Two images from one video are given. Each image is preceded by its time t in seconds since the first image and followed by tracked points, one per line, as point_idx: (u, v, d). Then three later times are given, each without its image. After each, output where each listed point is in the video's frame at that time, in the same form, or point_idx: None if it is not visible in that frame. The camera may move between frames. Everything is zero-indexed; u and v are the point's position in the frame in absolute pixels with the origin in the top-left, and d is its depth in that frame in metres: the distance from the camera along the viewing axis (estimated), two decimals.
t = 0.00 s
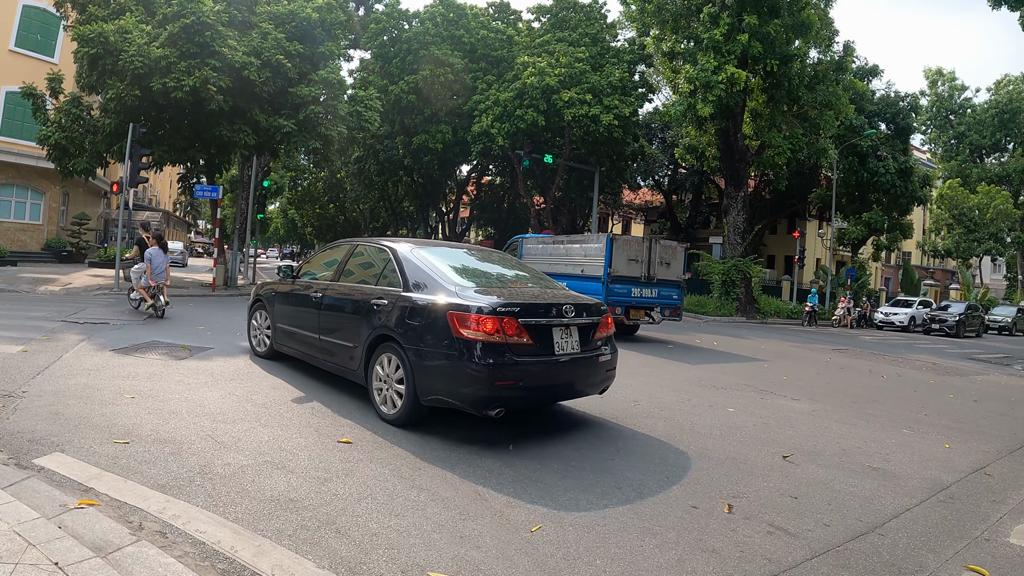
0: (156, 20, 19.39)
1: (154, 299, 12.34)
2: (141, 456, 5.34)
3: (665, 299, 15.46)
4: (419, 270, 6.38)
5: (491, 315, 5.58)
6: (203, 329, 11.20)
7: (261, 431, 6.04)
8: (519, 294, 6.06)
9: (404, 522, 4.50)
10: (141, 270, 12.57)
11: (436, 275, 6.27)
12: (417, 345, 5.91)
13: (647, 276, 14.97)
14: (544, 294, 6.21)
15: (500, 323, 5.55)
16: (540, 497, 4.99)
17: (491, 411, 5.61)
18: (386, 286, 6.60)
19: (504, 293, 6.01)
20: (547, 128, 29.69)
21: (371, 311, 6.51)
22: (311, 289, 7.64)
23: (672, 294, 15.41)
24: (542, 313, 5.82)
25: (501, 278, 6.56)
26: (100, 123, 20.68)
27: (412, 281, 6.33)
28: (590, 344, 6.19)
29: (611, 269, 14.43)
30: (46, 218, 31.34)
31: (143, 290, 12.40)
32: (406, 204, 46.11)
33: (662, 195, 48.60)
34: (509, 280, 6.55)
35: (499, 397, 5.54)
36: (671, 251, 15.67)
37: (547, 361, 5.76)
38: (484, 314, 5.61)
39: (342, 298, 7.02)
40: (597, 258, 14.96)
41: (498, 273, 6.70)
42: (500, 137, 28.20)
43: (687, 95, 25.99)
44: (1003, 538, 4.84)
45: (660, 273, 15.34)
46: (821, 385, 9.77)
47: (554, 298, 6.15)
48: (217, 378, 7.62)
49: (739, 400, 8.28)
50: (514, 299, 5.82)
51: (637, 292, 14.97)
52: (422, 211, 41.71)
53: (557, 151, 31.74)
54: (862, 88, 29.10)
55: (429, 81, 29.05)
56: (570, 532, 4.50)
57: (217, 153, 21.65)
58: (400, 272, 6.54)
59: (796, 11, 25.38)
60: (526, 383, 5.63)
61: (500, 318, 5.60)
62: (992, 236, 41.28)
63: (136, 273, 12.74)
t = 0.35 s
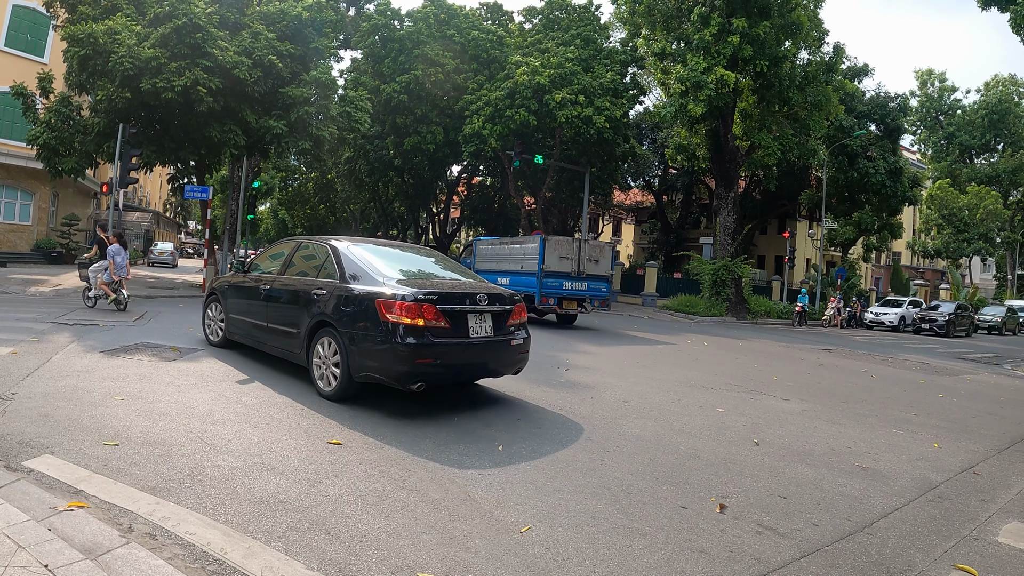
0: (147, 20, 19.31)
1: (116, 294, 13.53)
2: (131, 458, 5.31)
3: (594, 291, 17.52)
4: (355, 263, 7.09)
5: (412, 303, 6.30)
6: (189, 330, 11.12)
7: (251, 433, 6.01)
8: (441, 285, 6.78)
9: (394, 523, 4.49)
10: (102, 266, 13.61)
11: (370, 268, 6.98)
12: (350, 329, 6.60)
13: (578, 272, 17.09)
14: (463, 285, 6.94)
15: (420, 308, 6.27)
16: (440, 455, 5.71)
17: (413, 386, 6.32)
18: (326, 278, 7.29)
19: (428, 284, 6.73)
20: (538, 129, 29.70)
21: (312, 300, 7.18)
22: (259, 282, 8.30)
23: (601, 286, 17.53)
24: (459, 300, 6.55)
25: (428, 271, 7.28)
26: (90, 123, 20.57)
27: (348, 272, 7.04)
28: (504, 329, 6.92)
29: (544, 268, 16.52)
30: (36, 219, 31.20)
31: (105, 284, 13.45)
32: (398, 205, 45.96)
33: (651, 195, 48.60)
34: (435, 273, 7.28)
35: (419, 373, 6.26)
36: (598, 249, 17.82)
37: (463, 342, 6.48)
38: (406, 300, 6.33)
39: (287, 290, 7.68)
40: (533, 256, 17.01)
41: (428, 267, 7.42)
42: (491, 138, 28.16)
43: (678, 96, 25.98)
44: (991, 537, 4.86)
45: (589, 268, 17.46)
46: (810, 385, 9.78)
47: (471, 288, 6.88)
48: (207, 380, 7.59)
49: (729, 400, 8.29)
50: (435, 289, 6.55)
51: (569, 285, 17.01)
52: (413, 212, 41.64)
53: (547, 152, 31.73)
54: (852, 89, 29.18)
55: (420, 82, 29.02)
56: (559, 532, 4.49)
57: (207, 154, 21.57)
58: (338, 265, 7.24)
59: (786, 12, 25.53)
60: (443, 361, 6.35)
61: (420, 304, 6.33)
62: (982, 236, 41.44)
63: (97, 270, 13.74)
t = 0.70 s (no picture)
0: (137, 19, 19.23)
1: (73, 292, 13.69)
2: (120, 459, 5.28)
3: (533, 285, 20.63)
4: (297, 257, 7.74)
5: (346, 293, 6.98)
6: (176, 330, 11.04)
7: (241, 433, 6.00)
8: (374, 278, 7.44)
9: (383, 523, 4.47)
10: (60, 266, 13.89)
11: (310, 262, 7.65)
12: (292, 316, 7.25)
13: (519, 269, 20.19)
14: (395, 277, 7.60)
15: (353, 298, 6.94)
16: (368, 425, 6.38)
17: (347, 367, 7.00)
18: (271, 272, 7.91)
19: (362, 277, 7.39)
20: (528, 128, 29.71)
21: (259, 291, 7.78)
22: (211, 276, 8.84)
23: (539, 280, 20.51)
24: (389, 292, 7.23)
25: (364, 265, 7.96)
26: (79, 123, 20.49)
27: (291, 265, 7.70)
28: (432, 317, 7.60)
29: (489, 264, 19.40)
30: (25, 219, 31.09)
31: (62, 282, 13.81)
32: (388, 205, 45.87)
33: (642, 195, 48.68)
34: (370, 266, 7.95)
35: (352, 356, 6.94)
36: (537, 249, 20.80)
37: (392, 329, 7.15)
38: (339, 291, 7.02)
39: (236, 283, 8.27)
40: (479, 256, 20.26)
41: (366, 261, 8.10)
42: (482, 139, 28.16)
43: (667, 95, 26.00)
44: (981, 535, 4.87)
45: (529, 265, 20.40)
46: (800, 384, 9.80)
47: (401, 281, 7.55)
48: (197, 381, 7.56)
49: (719, 399, 8.30)
50: (367, 281, 7.21)
51: (511, 280, 20.20)
52: (404, 212, 41.56)
53: (537, 152, 31.74)
54: (841, 89, 29.29)
55: (411, 81, 28.99)
56: (549, 531, 4.48)
57: (197, 154, 21.48)
58: (281, 259, 7.88)
59: (776, 12, 25.58)
60: (374, 345, 7.04)
61: (353, 294, 7.01)
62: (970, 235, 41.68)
63: (53, 271, 13.99)
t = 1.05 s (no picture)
0: (127, 18, 19.20)
1: (26, 290, 13.95)
2: (108, 460, 5.25)
3: (486, 282, 22.30)
4: (245, 251, 8.39)
5: (288, 285, 7.72)
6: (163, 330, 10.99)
7: (230, 433, 5.98)
8: (314, 271, 8.17)
9: (372, 523, 4.46)
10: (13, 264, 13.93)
11: (256, 256, 8.32)
12: (238, 306, 7.94)
13: (471, 268, 21.82)
14: (333, 271, 8.32)
15: (294, 289, 7.69)
16: (308, 399, 7.10)
17: (290, 352, 7.75)
18: (220, 266, 8.54)
19: (304, 271, 8.12)
20: (519, 128, 29.66)
21: (209, 284, 8.40)
22: (164, 271, 9.36)
23: (490, 277, 22.36)
24: (327, 284, 7.98)
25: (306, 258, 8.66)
26: (68, 122, 20.40)
27: (238, 260, 8.34)
28: (368, 308, 8.35)
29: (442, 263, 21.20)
30: (15, 218, 31.03)
31: (14, 280, 13.86)
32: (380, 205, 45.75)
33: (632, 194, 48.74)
34: (312, 260, 8.66)
35: (295, 342, 7.69)
36: (488, 249, 22.64)
37: (331, 317, 7.91)
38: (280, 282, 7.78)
39: (187, 277, 8.83)
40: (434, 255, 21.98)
41: (311, 257, 8.73)
42: (474, 138, 28.09)
43: (658, 94, 25.99)
44: (971, 533, 4.89)
45: (481, 264, 22.24)
46: (790, 382, 9.81)
47: (339, 274, 8.28)
48: (186, 381, 7.53)
49: (709, 398, 8.30)
50: (308, 274, 7.96)
51: (464, 277, 21.89)
52: (394, 212, 41.49)
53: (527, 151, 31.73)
54: (831, 88, 29.34)
55: (401, 80, 28.88)
56: (539, 531, 4.47)
57: (186, 154, 21.38)
58: (230, 254, 8.48)
59: (766, 12, 25.68)
60: (315, 332, 7.80)
61: (294, 286, 7.75)
62: (960, 234, 41.87)
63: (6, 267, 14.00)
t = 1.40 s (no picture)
0: (119, 16, 19.14)
1: None
2: (100, 459, 5.23)
3: (447, 276, 24.59)
4: (198, 245, 8.99)
5: (240, 277, 8.39)
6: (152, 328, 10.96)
7: (222, 433, 5.96)
8: (264, 265, 8.86)
9: (365, 523, 4.45)
10: None
11: (208, 249, 8.94)
12: (193, 297, 8.57)
13: (434, 263, 23.96)
14: (281, 265, 9.03)
15: (245, 280, 8.37)
16: (258, 380, 7.75)
17: (242, 338, 8.44)
18: (175, 260, 9.16)
19: (254, 264, 8.79)
20: (511, 126, 29.67)
21: (166, 277, 9.02)
22: (126, 265, 9.95)
23: (450, 273, 24.50)
24: (275, 276, 8.69)
25: (257, 253, 9.32)
26: (60, 121, 20.33)
27: (191, 253, 8.97)
28: (313, 298, 9.09)
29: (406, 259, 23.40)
30: (6, 218, 31.03)
31: None
32: (373, 204, 45.69)
33: (625, 194, 48.81)
34: (262, 254, 9.33)
35: (246, 329, 8.38)
36: (449, 247, 24.84)
37: (279, 307, 8.62)
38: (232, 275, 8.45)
39: (147, 270, 9.44)
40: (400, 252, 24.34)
41: (262, 254, 9.35)
42: (467, 138, 28.07)
43: (650, 94, 26.02)
44: (964, 531, 4.90)
45: (442, 261, 24.42)
46: (782, 381, 9.83)
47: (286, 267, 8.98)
48: (178, 380, 7.51)
49: (702, 397, 8.32)
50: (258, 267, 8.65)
51: (427, 272, 24.21)
52: (387, 211, 41.46)
53: (520, 150, 31.74)
54: (823, 88, 29.41)
55: (393, 80, 28.85)
56: (532, 530, 4.46)
57: (179, 153, 21.29)
58: (185, 249, 9.08)
59: (759, 12, 25.72)
60: (264, 320, 8.50)
61: (245, 278, 8.44)
62: (952, 234, 42.04)
63: None
